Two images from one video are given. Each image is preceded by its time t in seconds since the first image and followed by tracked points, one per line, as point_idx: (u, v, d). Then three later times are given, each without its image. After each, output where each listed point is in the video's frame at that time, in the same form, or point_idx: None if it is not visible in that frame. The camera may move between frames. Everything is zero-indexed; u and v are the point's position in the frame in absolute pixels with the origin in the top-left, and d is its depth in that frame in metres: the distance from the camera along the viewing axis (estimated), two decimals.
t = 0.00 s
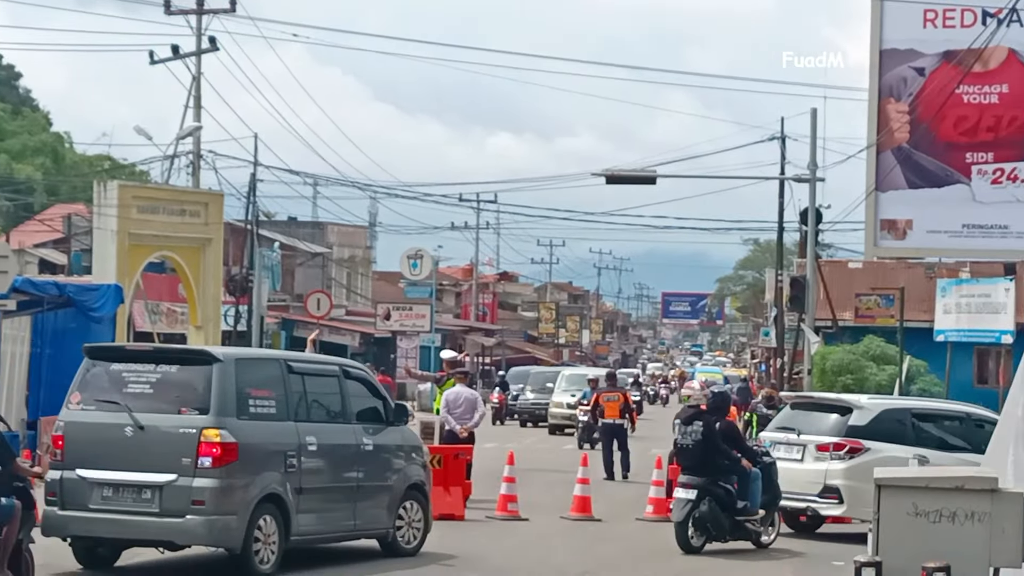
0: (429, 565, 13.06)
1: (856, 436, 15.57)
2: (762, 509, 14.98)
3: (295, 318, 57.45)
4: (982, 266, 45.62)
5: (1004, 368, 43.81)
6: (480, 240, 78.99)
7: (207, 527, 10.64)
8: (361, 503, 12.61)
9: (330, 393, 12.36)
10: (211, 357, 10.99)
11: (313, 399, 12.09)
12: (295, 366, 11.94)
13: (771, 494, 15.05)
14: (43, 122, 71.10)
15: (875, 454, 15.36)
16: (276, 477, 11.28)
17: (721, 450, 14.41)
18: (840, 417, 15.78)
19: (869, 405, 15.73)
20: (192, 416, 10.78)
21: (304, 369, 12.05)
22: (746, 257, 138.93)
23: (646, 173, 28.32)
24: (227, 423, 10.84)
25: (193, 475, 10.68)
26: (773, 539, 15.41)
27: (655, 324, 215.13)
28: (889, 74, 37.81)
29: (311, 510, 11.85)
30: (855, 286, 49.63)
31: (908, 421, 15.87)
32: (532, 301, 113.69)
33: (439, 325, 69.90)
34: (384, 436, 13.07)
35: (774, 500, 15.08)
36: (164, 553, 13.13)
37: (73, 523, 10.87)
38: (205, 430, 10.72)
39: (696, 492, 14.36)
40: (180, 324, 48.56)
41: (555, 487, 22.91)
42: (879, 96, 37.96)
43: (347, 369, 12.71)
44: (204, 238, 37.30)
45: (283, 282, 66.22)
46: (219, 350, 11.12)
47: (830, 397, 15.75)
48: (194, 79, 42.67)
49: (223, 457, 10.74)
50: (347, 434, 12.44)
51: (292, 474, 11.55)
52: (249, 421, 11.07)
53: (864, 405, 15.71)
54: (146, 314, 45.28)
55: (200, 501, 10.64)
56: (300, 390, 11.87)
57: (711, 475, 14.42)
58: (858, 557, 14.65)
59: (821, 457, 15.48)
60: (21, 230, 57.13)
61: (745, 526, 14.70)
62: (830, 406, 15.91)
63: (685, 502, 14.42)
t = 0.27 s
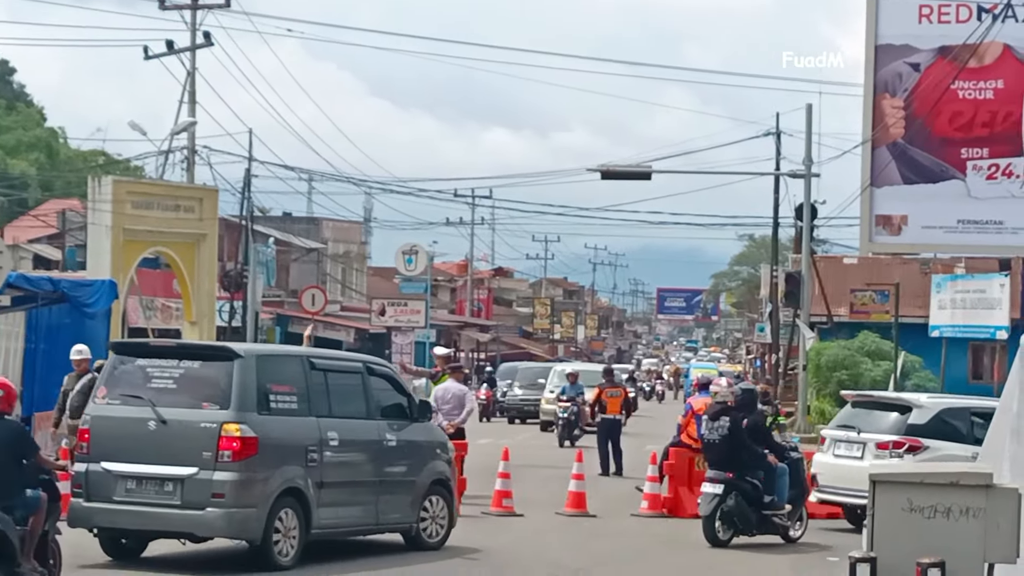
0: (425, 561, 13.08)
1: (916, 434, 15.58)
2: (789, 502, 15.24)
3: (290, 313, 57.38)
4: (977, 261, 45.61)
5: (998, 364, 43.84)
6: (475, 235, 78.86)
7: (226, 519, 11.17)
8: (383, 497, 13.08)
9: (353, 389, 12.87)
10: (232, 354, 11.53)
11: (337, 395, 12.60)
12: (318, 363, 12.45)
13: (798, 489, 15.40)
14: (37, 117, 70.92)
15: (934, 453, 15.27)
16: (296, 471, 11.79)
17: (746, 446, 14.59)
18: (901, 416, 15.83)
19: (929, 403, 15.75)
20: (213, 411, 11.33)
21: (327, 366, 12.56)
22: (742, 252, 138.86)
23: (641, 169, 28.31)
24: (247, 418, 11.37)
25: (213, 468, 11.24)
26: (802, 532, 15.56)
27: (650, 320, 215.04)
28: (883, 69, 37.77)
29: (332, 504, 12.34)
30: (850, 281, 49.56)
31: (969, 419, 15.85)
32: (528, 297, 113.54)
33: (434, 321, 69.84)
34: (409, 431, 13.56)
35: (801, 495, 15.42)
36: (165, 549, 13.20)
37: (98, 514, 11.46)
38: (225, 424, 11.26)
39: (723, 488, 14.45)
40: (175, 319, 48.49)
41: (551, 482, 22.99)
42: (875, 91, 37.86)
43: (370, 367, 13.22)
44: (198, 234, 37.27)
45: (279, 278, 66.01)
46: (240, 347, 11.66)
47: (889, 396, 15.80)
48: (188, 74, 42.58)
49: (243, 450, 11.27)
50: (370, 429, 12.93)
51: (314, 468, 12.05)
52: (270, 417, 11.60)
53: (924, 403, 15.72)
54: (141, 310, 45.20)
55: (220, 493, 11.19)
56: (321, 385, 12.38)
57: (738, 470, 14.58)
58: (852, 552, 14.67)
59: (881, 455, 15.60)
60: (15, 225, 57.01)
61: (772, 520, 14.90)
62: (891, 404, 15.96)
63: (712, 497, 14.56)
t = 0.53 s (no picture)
0: (426, 554, 13.09)
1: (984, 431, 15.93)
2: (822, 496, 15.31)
3: (290, 307, 57.44)
4: (976, 256, 45.65)
5: (998, 358, 43.85)
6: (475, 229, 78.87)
7: (251, 509, 11.41)
8: (411, 490, 13.20)
9: (379, 383, 13.01)
10: (257, 347, 11.70)
11: (362, 389, 12.76)
12: (343, 357, 12.61)
13: (832, 483, 15.55)
14: (36, 111, 70.92)
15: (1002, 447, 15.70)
16: (320, 463, 11.98)
17: (780, 440, 14.65)
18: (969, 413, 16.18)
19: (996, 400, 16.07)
20: (238, 404, 11.54)
21: (353, 360, 12.72)
22: (741, 247, 139.01)
23: (641, 163, 28.32)
24: (271, 411, 11.58)
25: (238, 459, 11.47)
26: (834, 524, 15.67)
27: (650, 314, 215.12)
28: (883, 64, 37.84)
29: (358, 495, 12.51)
30: (850, 275, 49.57)
31: None
32: (527, 291, 113.61)
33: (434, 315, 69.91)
34: (437, 424, 13.68)
35: (834, 489, 15.58)
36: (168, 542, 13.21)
37: (126, 503, 11.69)
38: (250, 417, 11.47)
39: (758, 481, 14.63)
40: (174, 313, 48.51)
41: (552, 475, 23.03)
42: (875, 85, 37.86)
43: (397, 360, 13.35)
44: (198, 227, 37.26)
45: (278, 272, 66.01)
46: (265, 340, 11.84)
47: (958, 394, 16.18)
48: (188, 68, 42.57)
49: (267, 442, 11.50)
50: (396, 422, 13.06)
51: (339, 460, 12.22)
52: (293, 409, 11.79)
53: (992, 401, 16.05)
54: (141, 303, 45.23)
55: (245, 484, 11.42)
56: (347, 378, 12.54)
57: (773, 463, 14.68)
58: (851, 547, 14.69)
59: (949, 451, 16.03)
60: (15, 219, 57.04)
61: (807, 513, 14.99)
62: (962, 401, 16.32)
63: (747, 490, 14.68)
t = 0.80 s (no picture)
0: (429, 551, 13.05)
1: None
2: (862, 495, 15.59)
3: (294, 303, 57.52)
4: (980, 253, 45.66)
5: (1001, 355, 43.85)
6: (478, 225, 78.87)
7: (278, 504, 11.49)
8: (438, 486, 13.30)
9: (408, 380, 13.10)
10: (284, 344, 11.77)
11: (390, 385, 12.84)
12: (371, 354, 12.69)
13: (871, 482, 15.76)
14: (40, 107, 71.01)
15: None
16: (347, 459, 12.07)
17: (822, 438, 15.00)
18: None
19: None
20: (265, 400, 11.62)
21: (381, 357, 12.80)
22: (744, 244, 139.06)
23: (645, 160, 28.31)
24: (297, 407, 11.65)
25: (265, 454, 11.55)
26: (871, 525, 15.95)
27: (654, 311, 215.19)
28: (887, 61, 37.89)
29: (384, 491, 12.61)
30: (853, 272, 49.52)
31: None
32: (531, 288, 113.63)
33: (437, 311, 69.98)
34: (466, 421, 13.76)
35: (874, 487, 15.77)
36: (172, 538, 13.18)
37: (157, 497, 11.81)
38: (277, 413, 11.56)
39: (799, 477, 14.97)
40: (178, 309, 48.57)
41: (556, 472, 23.02)
42: (879, 82, 37.93)
43: (426, 358, 13.43)
44: (202, 224, 37.26)
45: (282, 268, 66.01)
46: (292, 337, 11.91)
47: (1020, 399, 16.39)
48: (191, 64, 42.59)
49: (293, 437, 11.58)
50: (425, 419, 13.15)
51: (366, 456, 12.31)
52: (320, 405, 11.88)
53: None
54: (144, 299, 45.26)
55: (271, 479, 11.50)
56: (375, 375, 12.63)
57: (815, 460, 15.02)
58: (854, 544, 14.66)
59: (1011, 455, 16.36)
60: (18, 214, 57.12)
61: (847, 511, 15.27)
62: None
63: (788, 486, 15.00)
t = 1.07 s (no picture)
0: (432, 548, 13.10)
1: None
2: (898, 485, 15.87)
3: (295, 300, 57.49)
4: (981, 250, 45.65)
5: (1002, 352, 43.85)
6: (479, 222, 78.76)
7: (299, 499, 11.99)
8: (462, 481, 13.81)
9: (433, 377, 13.60)
10: (307, 343, 12.28)
11: (414, 383, 13.35)
12: (395, 353, 13.19)
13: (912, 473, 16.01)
14: (40, 104, 70.92)
15: None
16: (369, 455, 12.58)
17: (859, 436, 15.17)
18: None
19: None
20: (287, 398, 12.12)
21: (405, 356, 13.30)
22: (746, 241, 138.94)
23: (645, 157, 28.32)
24: (319, 404, 12.16)
25: (287, 451, 12.05)
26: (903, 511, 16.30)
27: (654, 308, 215.04)
28: (888, 57, 37.86)
29: (408, 486, 13.13)
30: (854, 269, 49.44)
31: None
32: (532, 284, 113.50)
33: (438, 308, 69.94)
34: (492, 418, 14.26)
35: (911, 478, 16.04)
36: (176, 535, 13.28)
37: (184, 492, 12.32)
38: (298, 410, 12.06)
39: (834, 474, 15.30)
40: (179, 306, 48.59)
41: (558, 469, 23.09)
42: (880, 79, 37.90)
43: (451, 355, 13.92)
44: (202, 220, 37.27)
45: (283, 264, 65.92)
46: (315, 336, 12.41)
47: None
48: (192, 61, 42.57)
49: (315, 434, 12.08)
50: (449, 416, 13.66)
51: (389, 452, 12.83)
52: (342, 403, 12.39)
53: None
54: (145, 296, 45.25)
55: (293, 475, 12.00)
56: (398, 373, 13.14)
57: (851, 458, 15.28)
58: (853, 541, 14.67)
59: None
60: (19, 212, 57.06)
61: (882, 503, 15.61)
62: None
63: (824, 482, 15.35)
